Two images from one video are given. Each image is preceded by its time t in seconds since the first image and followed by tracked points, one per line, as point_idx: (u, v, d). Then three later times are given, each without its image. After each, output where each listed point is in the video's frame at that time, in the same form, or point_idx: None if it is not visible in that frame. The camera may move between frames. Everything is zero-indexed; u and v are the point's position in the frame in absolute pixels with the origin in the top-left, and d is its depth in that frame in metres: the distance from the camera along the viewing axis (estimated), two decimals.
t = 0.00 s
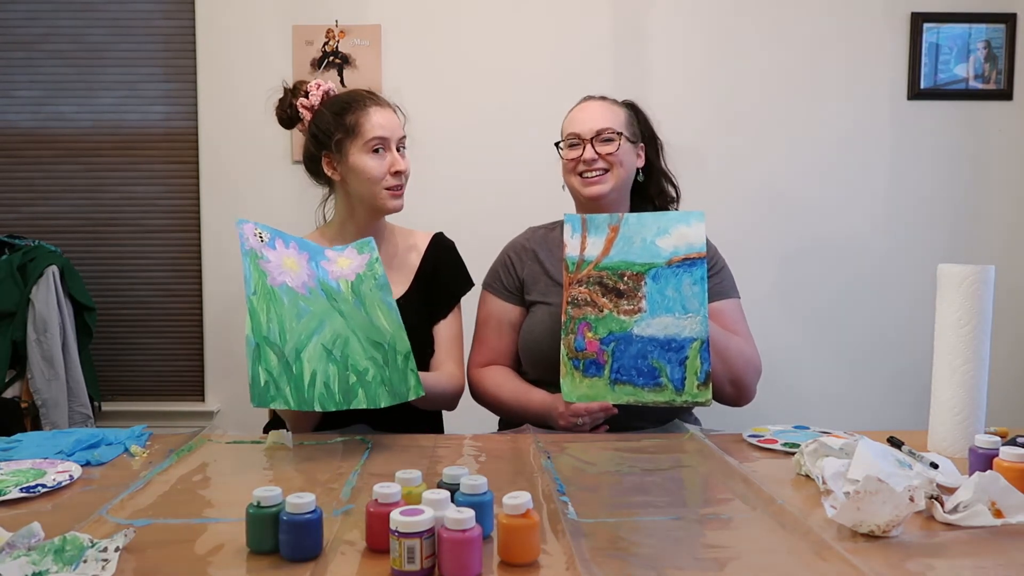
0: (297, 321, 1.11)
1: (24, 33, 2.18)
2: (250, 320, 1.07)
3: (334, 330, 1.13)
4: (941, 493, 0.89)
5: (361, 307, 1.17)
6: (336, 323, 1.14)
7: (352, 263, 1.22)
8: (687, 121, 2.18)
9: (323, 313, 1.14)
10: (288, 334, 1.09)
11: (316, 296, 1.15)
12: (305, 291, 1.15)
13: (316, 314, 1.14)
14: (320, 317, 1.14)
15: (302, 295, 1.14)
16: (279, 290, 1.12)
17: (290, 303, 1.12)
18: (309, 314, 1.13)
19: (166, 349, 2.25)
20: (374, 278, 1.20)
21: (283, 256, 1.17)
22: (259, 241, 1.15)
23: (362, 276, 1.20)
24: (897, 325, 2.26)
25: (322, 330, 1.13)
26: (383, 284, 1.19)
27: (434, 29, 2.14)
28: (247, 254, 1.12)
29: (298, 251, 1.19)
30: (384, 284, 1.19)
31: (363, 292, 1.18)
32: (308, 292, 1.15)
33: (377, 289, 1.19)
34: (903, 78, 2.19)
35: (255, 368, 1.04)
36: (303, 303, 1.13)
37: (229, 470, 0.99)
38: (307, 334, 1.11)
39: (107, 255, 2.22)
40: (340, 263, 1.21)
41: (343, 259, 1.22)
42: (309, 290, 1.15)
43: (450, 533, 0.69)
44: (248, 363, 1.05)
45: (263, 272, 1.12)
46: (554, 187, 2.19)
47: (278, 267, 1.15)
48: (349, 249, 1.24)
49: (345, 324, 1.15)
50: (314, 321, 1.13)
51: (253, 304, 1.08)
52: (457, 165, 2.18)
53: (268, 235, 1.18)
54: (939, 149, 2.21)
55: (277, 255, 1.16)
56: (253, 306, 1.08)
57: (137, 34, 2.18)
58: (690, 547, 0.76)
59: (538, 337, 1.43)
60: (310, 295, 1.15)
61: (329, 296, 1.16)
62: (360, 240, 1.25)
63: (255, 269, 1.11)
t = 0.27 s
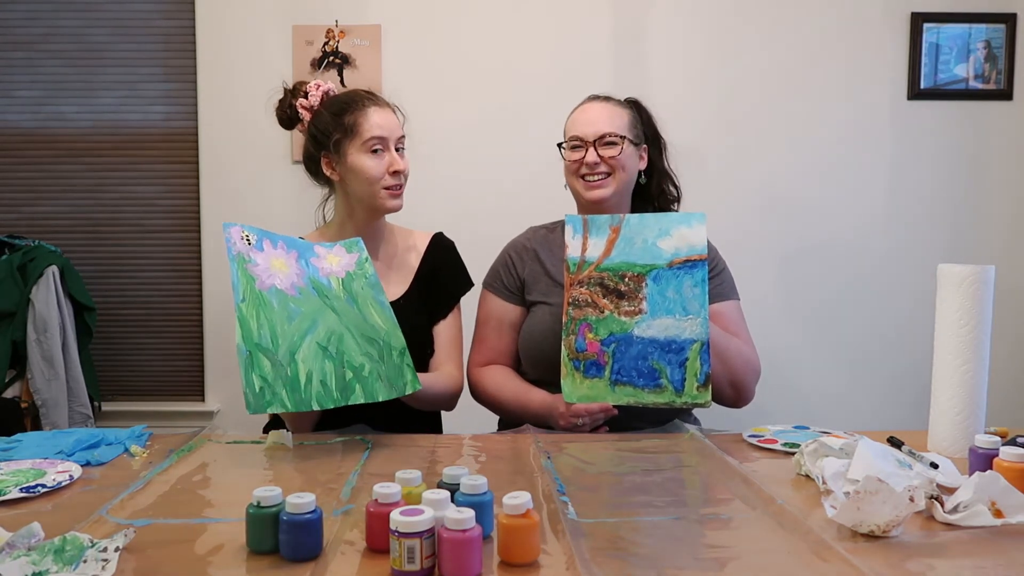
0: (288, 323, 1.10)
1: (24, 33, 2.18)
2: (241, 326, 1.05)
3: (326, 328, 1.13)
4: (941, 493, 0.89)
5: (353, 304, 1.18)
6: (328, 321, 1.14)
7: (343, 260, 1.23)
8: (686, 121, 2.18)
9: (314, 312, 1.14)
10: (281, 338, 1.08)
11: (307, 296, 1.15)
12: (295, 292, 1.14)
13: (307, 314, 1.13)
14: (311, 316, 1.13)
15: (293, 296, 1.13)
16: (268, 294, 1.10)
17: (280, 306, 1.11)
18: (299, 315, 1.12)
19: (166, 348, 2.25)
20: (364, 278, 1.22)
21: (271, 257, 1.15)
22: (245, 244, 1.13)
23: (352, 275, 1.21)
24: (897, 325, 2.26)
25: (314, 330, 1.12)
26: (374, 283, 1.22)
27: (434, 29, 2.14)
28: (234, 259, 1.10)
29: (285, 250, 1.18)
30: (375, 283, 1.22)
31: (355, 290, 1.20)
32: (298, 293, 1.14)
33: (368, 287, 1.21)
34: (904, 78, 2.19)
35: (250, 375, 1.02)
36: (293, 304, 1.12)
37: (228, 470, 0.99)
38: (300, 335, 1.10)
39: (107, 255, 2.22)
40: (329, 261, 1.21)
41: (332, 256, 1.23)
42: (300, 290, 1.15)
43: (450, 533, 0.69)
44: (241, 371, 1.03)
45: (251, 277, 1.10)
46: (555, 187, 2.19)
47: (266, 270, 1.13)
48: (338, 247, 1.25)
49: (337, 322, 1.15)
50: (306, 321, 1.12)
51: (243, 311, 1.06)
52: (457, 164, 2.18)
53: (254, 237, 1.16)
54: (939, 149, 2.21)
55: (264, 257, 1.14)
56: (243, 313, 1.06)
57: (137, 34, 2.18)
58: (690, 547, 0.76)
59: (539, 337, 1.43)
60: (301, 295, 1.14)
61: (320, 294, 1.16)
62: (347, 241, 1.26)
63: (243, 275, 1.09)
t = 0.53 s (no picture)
0: (291, 333, 1.10)
1: (24, 33, 2.18)
2: (243, 337, 1.05)
3: (329, 338, 1.13)
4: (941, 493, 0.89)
5: (355, 312, 1.18)
6: (330, 330, 1.14)
7: (345, 266, 1.23)
8: (686, 120, 2.18)
9: (317, 321, 1.13)
10: (283, 349, 1.08)
11: (310, 304, 1.15)
12: (298, 300, 1.14)
13: (310, 323, 1.13)
14: (314, 325, 1.13)
15: (296, 305, 1.13)
16: (271, 303, 1.11)
17: (283, 316, 1.11)
18: (302, 325, 1.12)
19: (165, 348, 2.25)
20: (367, 284, 1.22)
21: (274, 265, 1.15)
22: (250, 251, 1.13)
23: (355, 281, 1.21)
24: (897, 325, 2.26)
25: (317, 339, 1.12)
26: (377, 290, 1.22)
27: (434, 29, 2.14)
28: (239, 267, 1.10)
29: (289, 257, 1.18)
30: (378, 289, 1.22)
31: (358, 296, 1.20)
32: (301, 302, 1.14)
33: (370, 294, 1.21)
34: (904, 78, 2.19)
35: (252, 389, 1.02)
36: (296, 314, 1.12)
37: (228, 470, 0.99)
38: (303, 345, 1.10)
39: (107, 255, 2.22)
40: (332, 268, 1.22)
41: (336, 262, 1.23)
42: (302, 298, 1.15)
43: (450, 533, 0.69)
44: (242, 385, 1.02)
45: (255, 285, 1.10)
46: (554, 186, 2.19)
47: (269, 278, 1.13)
48: (341, 253, 1.25)
49: (340, 331, 1.15)
50: (309, 330, 1.12)
51: (244, 322, 1.06)
52: (457, 164, 2.18)
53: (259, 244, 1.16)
54: (939, 149, 2.21)
55: (268, 265, 1.14)
56: (246, 324, 1.06)
57: (137, 34, 2.18)
58: (690, 547, 0.76)
59: (539, 336, 1.43)
60: (303, 304, 1.14)
61: (323, 302, 1.16)
62: (352, 245, 1.26)
63: (246, 283, 1.09)
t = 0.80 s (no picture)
0: (307, 334, 1.09)
1: (24, 33, 2.18)
2: (261, 338, 1.04)
3: (343, 338, 1.12)
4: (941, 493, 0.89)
5: (368, 312, 1.18)
6: (344, 331, 1.13)
7: (354, 267, 1.23)
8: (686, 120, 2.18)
9: (331, 322, 1.13)
10: (300, 349, 1.07)
11: (322, 306, 1.14)
12: (311, 302, 1.13)
13: (324, 324, 1.12)
14: (328, 326, 1.12)
15: (309, 307, 1.12)
16: (285, 304, 1.09)
17: (298, 317, 1.10)
18: (317, 326, 1.11)
19: (166, 348, 2.25)
20: (377, 283, 1.22)
21: (285, 268, 1.14)
22: (260, 255, 1.12)
23: (365, 282, 1.21)
24: (897, 325, 2.26)
25: (332, 340, 1.11)
26: (387, 289, 1.22)
27: (433, 30, 2.14)
28: (251, 270, 1.09)
29: (299, 260, 1.17)
30: (388, 288, 1.22)
31: (369, 297, 1.19)
32: (314, 304, 1.13)
33: (381, 294, 1.20)
34: (903, 78, 2.19)
35: (274, 388, 1.01)
36: (310, 315, 1.11)
37: (228, 470, 0.99)
38: (319, 346, 1.09)
39: (107, 255, 2.22)
40: (341, 270, 1.21)
41: (345, 264, 1.23)
42: (315, 300, 1.14)
43: (450, 533, 0.69)
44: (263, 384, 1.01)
45: (268, 287, 1.09)
46: (554, 186, 2.19)
47: (281, 280, 1.12)
48: (348, 255, 1.25)
49: (354, 332, 1.14)
50: (323, 331, 1.11)
51: (262, 323, 1.04)
52: (456, 165, 2.18)
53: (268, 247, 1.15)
54: (939, 149, 2.21)
55: (279, 268, 1.13)
56: (263, 325, 1.04)
57: (137, 34, 2.18)
58: (690, 547, 0.76)
59: (540, 335, 1.43)
60: (317, 305, 1.13)
61: (335, 304, 1.15)
62: (358, 245, 1.26)
63: (260, 286, 1.08)
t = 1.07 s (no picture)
0: (309, 328, 1.09)
1: (24, 33, 2.18)
2: (262, 329, 1.03)
3: (345, 334, 1.12)
4: (941, 493, 0.89)
5: (371, 310, 1.18)
6: (346, 327, 1.13)
7: (359, 266, 1.23)
8: (685, 120, 2.18)
9: (333, 318, 1.12)
10: (301, 342, 1.06)
11: (325, 302, 1.14)
12: (314, 298, 1.13)
13: (326, 320, 1.12)
14: (330, 322, 1.12)
15: (312, 302, 1.12)
16: (288, 299, 1.09)
17: (301, 311, 1.09)
18: (319, 321, 1.11)
19: (166, 348, 2.25)
20: (382, 282, 1.22)
21: (288, 264, 1.14)
22: (263, 252, 1.12)
23: (370, 279, 1.21)
24: (897, 325, 2.26)
25: (333, 336, 1.11)
26: (391, 288, 1.21)
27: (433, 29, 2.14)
28: (253, 265, 1.09)
29: (302, 257, 1.17)
30: (391, 288, 1.21)
31: (372, 295, 1.19)
32: (317, 299, 1.13)
33: (385, 293, 1.20)
34: (903, 78, 2.19)
35: (273, 376, 1.01)
36: (313, 310, 1.11)
37: (228, 471, 0.99)
38: (320, 340, 1.09)
39: (107, 255, 2.22)
40: (346, 268, 1.21)
41: (349, 263, 1.23)
42: (318, 296, 1.14)
43: (451, 533, 0.69)
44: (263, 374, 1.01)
45: (271, 282, 1.09)
46: (554, 186, 2.19)
47: (284, 276, 1.12)
48: (354, 254, 1.25)
49: (356, 328, 1.14)
50: (326, 326, 1.11)
51: (264, 315, 1.04)
52: (457, 165, 2.18)
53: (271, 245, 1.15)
54: (939, 149, 2.21)
55: (282, 264, 1.13)
56: (265, 317, 1.04)
57: (137, 34, 2.18)
58: (690, 547, 0.76)
59: (540, 336, 1.43)
60: (319, 301, 1.13)
61: (338, 300, 1.15)
62: (364, 245, 1.27)
63: (263, 280, 1.08)
